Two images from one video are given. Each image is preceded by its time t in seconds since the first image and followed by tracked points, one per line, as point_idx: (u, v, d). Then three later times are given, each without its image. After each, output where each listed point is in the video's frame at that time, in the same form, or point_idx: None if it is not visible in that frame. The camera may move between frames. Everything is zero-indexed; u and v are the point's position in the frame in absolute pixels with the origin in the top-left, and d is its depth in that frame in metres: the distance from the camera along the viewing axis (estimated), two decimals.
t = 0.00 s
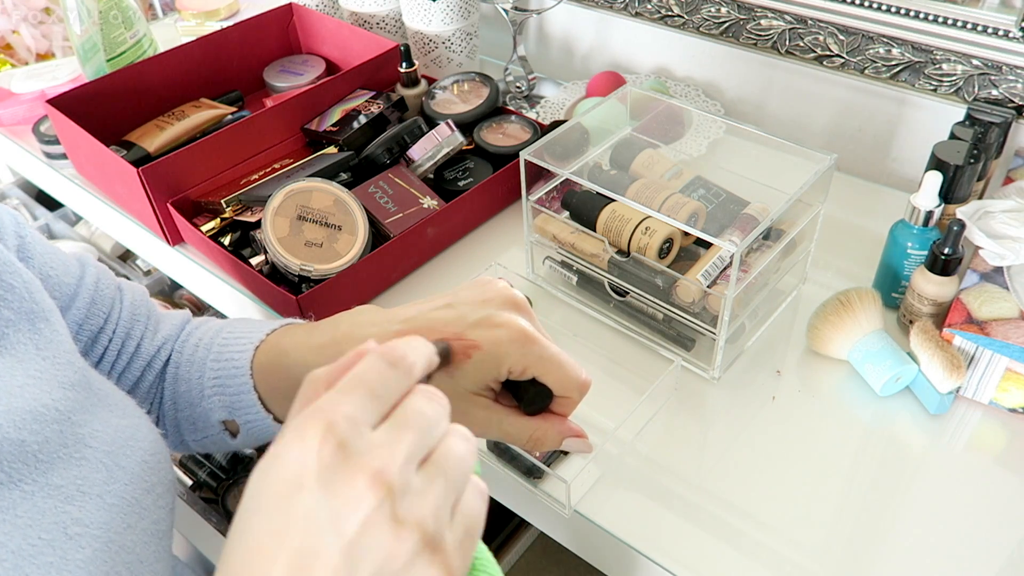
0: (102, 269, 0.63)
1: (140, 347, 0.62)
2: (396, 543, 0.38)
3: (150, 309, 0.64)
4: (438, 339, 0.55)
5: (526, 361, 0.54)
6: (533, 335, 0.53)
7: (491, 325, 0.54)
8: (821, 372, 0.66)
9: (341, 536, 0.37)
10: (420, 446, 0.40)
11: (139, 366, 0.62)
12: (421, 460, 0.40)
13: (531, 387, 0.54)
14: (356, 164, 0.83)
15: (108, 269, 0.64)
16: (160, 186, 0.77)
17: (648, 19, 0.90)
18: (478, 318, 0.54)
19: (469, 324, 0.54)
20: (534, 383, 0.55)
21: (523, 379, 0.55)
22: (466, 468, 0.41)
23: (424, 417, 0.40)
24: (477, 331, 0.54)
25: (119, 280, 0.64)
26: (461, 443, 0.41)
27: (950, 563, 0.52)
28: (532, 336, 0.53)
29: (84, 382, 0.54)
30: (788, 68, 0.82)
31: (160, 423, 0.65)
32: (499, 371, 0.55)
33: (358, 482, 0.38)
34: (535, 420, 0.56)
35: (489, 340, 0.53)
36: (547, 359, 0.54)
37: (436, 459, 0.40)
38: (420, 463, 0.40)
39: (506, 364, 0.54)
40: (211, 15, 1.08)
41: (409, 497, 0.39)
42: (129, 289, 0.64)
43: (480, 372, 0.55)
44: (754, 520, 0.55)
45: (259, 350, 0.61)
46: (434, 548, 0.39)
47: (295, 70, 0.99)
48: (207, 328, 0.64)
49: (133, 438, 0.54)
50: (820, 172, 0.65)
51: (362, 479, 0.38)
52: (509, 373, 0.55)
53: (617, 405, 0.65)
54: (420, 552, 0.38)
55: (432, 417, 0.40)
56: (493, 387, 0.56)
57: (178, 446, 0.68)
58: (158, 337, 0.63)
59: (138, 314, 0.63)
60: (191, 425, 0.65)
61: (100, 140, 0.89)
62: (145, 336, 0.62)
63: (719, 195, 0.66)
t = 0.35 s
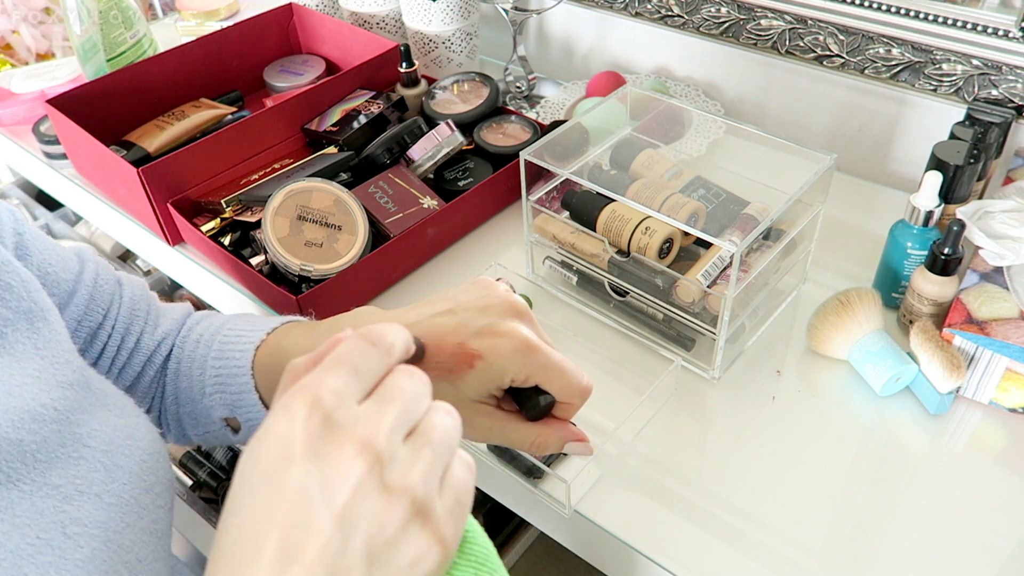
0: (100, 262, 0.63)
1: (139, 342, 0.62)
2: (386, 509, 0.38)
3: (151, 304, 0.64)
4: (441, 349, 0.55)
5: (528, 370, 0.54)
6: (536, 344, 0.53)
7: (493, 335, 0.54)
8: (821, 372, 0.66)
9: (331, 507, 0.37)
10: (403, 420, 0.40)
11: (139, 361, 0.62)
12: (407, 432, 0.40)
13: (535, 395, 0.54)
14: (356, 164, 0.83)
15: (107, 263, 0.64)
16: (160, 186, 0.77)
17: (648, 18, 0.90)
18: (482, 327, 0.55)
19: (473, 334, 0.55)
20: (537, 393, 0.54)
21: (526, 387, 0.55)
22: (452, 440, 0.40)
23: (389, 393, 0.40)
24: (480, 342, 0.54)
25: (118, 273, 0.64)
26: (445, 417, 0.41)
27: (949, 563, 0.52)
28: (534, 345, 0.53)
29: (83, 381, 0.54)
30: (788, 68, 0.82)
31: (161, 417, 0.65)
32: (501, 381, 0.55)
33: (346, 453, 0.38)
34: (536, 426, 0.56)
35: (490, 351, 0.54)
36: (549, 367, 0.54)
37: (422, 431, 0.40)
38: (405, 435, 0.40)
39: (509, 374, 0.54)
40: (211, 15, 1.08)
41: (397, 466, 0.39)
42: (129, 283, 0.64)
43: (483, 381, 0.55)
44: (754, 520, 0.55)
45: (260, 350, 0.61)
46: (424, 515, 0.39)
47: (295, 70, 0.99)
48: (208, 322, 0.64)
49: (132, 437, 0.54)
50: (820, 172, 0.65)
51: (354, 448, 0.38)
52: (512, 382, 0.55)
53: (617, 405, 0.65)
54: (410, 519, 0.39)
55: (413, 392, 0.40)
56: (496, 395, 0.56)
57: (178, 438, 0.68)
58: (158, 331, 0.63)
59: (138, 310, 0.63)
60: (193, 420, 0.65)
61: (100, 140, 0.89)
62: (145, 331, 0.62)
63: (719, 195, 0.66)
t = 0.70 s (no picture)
0: (99, 253, 0.63)
1: (142, 334, 0.62)
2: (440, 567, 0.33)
3: (152, 296, 0.64)
4: (456, 343, 0.56)
5: (543, 369, 0.54)
6: (551, 343, 0.54)
7: (509, 334, 0.54)
8: (822, 372, 0.66)
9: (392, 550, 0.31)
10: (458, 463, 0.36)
11: (142, 354, 0.62)
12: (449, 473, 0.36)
13: (546, 395, 0.55)
14: (356, 164, 0.83)
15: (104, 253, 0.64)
16: (161, 185, 0.77)
17: (648, 18, 0.90)
18: (498, 325, 0.55)
19: (491, 330, 0.55)
20: (551, 391, 0.55)
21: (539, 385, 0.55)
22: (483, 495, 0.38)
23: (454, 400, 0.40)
24: (498, 339, 0.55)
25: (116, 264, 0.64)
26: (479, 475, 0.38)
27: (949, 564, 0.52)
28: (550, 344, 0.54)
29: (85, 373, 0.54)
30: (788, 68, 0.82)
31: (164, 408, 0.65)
32: (515, 379, 0.55)
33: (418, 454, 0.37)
34: (548, 424, 0.56)
35: (507, 349, 0.54)
36: (564, 367, 0.54)
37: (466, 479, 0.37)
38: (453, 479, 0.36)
39: (524, 373, 0.55)
40: (211, 15, 1.08)
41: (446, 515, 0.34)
42: (128, 275, 0.64)
43: (496, 378, 0.55)
44: (755, 520, 0.55)
45: (268, 343, 0.61)
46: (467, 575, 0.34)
47: (295, 70, 0.99)
48: (211, 315, 0.64)
49: (139, 428, 0.55)
50: (820, 172, 0.65)
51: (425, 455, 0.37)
52: (525, 381, 0.55)
53: (617, 405, 0.65)
54: None
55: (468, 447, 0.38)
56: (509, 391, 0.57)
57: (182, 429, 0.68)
58: (161, 323, 0.63)
59: (139, 301, 0.63)
60: (199, 412, 0.65)
61: (100, 140, 0.90)
62: (147, 324, 0.62)
63: (719, 195, 0.66)
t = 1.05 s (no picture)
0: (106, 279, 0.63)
1: (147, 353, 0.62)
2: None
3: (154, 319, 0.64)
4: (486, 316, 0.53)
5: (573, 344, 0.51)
6: (581, 320, 0.53)
7: (540, 308, 0.53)
8: (821, 372, 0.66)
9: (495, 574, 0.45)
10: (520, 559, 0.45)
11: (145, 375, 0.62)
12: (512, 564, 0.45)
13: (572, 374, 0.52)
14: (356, 164, 0.83)
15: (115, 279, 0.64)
16: (161, 185, 0.78)
17: (648, 19, 0.90)
18: (528, 300, 0.53)
19: (521, 305, 0.53)
20: (573, 370, 0.52)
21: (563, 365, 0.52)
22: None
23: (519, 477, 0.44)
24: (530, 311, 0.53)
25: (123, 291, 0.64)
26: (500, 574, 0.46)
27: (950, 563, 0.52)
28: (581, 320, 0.53)
29: (98, 384, 0.54)
30: (788, 68, 0.82)
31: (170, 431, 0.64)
32: (544, 353, 0.51)
33: (510, 543, 0.46)
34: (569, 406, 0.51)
35: (541, 319, 0.52)
36: (594, 346, 0.52)
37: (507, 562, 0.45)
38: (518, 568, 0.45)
39: (551, 347, 0.51)
40: (211, 15, 1.08)
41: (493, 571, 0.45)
42: (132, 299, 0.64)
43: (525, 351, 0.52)
44: (755, 520, 0.55)
45: (285, 340, 0.61)
46: None
47: (295, 70, 0.99)
48: (215, 334, 0.65)
49: (150, 442, 0.55)
50: (820, 172, 0.65)
51: (512, 544, 0.46)
52: (552, 357, 0.52)
53: (617, 405, 0.65)
54: None
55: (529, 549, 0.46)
56: (534, 369, 0.53)
57: (188, 457, 0.66)
58: (164, 345, 0.63)
59: (143, 322, 0.63)
60: (205, 431, 0.64)
61: (101, 140, 0.90)
62: (151, 344, 0.62)
63: (719, 195, 0.66)
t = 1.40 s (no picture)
0: (108, 280, 0.63)
1: (148, 356, 0.62)
2: None
3: (157, 322, 0.64)
4: (492, 304, 0.52)
5: (578, 339, 0.51)
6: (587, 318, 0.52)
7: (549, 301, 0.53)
8: (821, 372, 0.66)
9: None
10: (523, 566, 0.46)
11: (146, 377, 0.62)
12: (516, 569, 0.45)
13: (570, 373, 0.51)
14: (356, 164, 0.83)
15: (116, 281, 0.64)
16: (160, 185, 0.77)
17: (648, 19, 0.90)
18: (536, 294, 0.54)
19: (528, 297, 0.53)
20: (574, 368, 0.52)
21: (564, 362, 0.52)
22: None
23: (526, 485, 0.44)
24: (539, 304, 0.52)
25: (125, 292, 0.64)
26: None
27: (949, 564, 0.52)
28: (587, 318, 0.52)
29: (98, 390, 0.54)
30: (788, 68, 0.82)
31: (172, 432, 0.64)
32: (547, 346, 0.51)
33: (513, 547, 0.46)
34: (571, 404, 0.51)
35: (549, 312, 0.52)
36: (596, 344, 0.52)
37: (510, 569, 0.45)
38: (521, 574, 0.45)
39: (556, 340, 0.51)
40: (211, 15, 1.08)
41: None
42: (134, 301, 0.64)
43: (530, 341, 0.51)
44: (755, 520, 0.55)
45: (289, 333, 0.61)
46: None
47: (295, 70, 0.99)
48: (218, 333, 0.65)
49: (148, 447, 0.55)
50: (820, 172, 0.65)
51: (516, 549, 0.46)
52: (556, 349, 0.51)
53: (617, 405, 0.65)
54: None
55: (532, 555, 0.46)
56: (537, 363, 0.51)
57: (192, 458, 0.66)
58: (166, 347, 0.63)
59: (145, 324, 0.62)
60: (209, 430, 0.64)
61: (101, 140, 0.89)
62: (152, 347, 0.62)
63: (719, 195, 0.66)
